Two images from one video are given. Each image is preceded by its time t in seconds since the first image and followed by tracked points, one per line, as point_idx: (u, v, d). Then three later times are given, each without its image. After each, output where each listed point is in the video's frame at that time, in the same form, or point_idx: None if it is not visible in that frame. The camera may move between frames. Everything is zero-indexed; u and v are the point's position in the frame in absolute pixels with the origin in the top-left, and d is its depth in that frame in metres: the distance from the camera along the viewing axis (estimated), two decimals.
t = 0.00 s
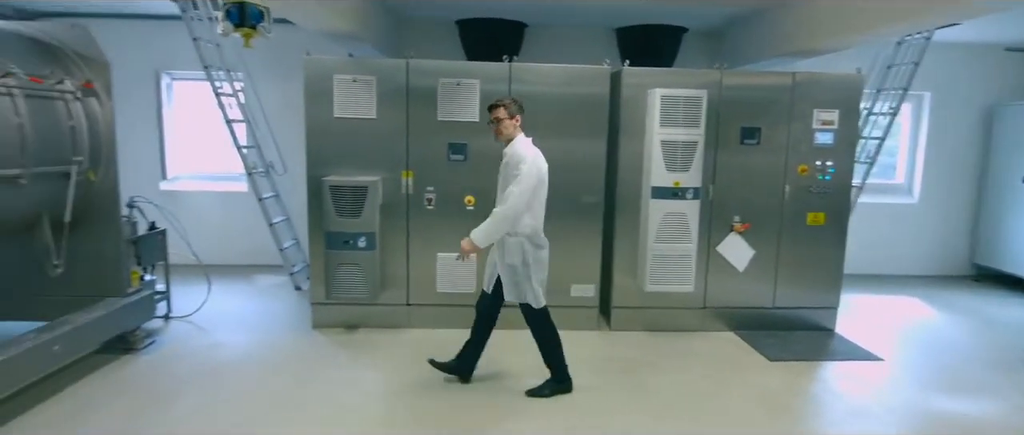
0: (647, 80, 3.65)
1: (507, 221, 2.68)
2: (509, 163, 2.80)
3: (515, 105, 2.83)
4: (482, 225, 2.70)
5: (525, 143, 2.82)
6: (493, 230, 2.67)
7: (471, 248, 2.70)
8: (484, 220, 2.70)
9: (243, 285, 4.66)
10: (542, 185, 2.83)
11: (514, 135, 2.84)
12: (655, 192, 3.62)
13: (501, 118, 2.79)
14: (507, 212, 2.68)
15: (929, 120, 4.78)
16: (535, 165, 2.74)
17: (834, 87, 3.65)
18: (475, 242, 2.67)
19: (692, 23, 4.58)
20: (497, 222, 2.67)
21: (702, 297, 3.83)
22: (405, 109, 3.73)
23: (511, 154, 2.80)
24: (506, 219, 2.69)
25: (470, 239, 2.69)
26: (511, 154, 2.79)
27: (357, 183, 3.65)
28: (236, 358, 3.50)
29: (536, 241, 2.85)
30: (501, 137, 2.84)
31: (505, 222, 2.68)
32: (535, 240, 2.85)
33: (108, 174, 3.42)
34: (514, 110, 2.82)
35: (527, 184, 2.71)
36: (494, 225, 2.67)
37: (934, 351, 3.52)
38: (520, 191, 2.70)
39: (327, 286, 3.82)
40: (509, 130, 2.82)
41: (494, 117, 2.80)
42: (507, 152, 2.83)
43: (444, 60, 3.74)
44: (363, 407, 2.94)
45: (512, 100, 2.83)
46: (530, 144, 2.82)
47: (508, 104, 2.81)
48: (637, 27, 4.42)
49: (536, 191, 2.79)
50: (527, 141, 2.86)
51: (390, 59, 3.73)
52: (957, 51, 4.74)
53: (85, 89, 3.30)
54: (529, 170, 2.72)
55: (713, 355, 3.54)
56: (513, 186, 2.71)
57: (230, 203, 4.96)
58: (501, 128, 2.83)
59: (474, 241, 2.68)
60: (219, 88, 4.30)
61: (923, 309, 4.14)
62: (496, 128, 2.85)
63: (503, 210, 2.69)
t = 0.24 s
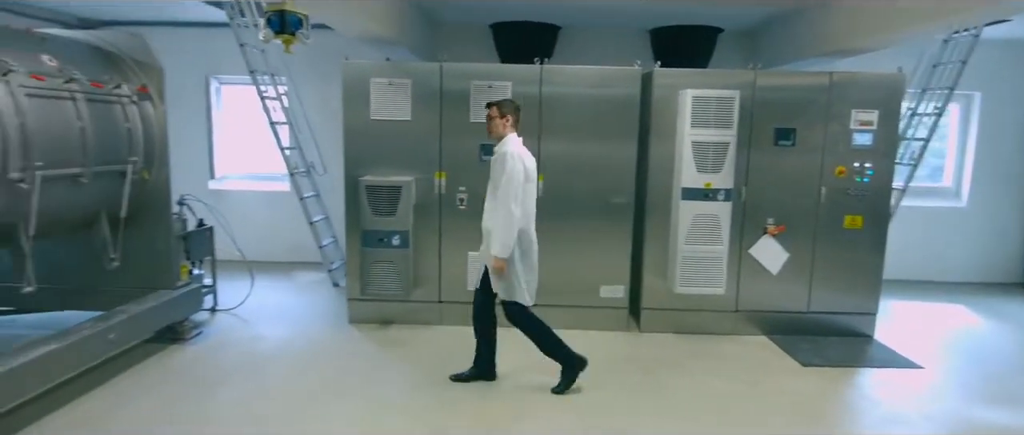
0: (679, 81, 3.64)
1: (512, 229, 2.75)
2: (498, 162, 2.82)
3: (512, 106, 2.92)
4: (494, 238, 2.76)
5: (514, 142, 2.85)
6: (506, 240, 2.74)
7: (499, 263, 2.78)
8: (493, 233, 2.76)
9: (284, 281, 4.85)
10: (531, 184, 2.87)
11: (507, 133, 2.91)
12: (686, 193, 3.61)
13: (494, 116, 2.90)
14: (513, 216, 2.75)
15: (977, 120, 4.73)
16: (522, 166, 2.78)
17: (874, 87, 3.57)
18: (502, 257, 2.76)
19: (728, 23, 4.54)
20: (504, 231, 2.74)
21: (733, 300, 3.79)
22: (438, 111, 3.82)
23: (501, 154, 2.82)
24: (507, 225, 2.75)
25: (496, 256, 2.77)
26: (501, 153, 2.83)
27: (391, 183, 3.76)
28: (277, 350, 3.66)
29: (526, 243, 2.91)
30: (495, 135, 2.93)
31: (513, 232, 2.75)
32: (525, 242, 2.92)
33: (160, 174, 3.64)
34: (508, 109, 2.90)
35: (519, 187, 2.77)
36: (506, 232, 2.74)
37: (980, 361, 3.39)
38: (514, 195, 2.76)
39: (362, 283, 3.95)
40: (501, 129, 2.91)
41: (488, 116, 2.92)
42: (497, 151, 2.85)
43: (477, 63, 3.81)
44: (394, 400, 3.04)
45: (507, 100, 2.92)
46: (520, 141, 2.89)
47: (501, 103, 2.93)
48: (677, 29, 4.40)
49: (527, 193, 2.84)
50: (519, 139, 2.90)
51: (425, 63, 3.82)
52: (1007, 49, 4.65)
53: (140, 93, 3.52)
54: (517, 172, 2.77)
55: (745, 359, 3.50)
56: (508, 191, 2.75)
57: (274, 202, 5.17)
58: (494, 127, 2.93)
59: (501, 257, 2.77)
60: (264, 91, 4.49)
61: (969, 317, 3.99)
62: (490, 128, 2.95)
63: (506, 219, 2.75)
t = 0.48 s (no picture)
0: (711, 81, 3.62)
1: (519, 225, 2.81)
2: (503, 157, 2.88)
3: (516, 105, 2.99)
4: (501, 234, 2.79)
5: (518, 138, 2.94)
6: (515, 235, 2.78)
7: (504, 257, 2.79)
8: (502, 228, 2.78)
9: (324, 277, 5.02)
10: (534, 181, 2.97)
11: (511, 131, 2.98)
12: (718, 194, 3.58)
13: (500, 113, 2.97)
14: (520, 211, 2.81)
15: None
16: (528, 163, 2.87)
17: (916, 86, 3.47)
18: (509, 252, 2.77)
19: (764, 22, 4.47)
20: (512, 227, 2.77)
21: (767, 303, 3.74)
22: (471, 113, 3.89)
23: (507, 149, 2.89)
24: (514, 221, 2.80)
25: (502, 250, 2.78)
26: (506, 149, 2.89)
27: (425, 182, 3.86)
28: (315, 343, 3.81)
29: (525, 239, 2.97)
30: (498, 132, 3.00)
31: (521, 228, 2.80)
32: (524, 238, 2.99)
33: (209, 173, 3.84)
34: (512, 107, 2.98)
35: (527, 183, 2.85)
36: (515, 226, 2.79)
37: None
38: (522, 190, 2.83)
39: (397, 280, 4.06)
40: (505, 126, 2.98)
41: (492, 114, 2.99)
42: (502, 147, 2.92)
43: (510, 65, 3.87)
44: (424, 393, 3.14)
45: (511, 99, 3.00)
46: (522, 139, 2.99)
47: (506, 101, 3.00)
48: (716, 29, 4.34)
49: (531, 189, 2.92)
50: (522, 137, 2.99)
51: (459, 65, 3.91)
52: None
53: (192, 97, 3.72)
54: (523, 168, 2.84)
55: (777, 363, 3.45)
56: (517, 186, 2.81)
57: (316, 201, 5.35)
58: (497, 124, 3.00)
59: (507, 251, 2.77)
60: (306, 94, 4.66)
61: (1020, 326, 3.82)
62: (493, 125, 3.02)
63: (514, 214, 2.80)
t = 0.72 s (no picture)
0: (744, 82, 3.58)
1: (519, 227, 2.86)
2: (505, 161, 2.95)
3: (516, 109, 3.03)
4: (501, 236, 2.85)
5: (520, 142, 2.99)
6: (513, 238, 2.83)
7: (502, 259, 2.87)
8: (502, 230, 2.84)
9: (360, 275, 5.16)
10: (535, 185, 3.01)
11: (512, 135, 3.03)
12: (749, 196, 3.54)
13: (501, 117, 3.01)
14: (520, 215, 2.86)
15: None
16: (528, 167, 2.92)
17: (959, 85, 3.37)
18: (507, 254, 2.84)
19: (800, 21, 4.39)
20: (511, 230, 2.82)
21: (800, 307, 3.67)
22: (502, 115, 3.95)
23: (509, 153, 2.95)
24: (514, 224, 2.85)
25: (501, 252, 2.86)
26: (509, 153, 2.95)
27: (456, 183, 3.94)
28: (349, 339, 3.92)
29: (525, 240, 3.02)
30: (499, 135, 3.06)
31: (521, 231, 2.86)
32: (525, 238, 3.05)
33: (251, 174, 4.01)
34: (512, 111, 3.02)
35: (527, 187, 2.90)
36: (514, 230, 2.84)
37: None
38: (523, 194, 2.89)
39: (429, 279, 4.16)
40: (505, 130, 3.03)
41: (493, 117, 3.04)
42: (504, 150, 2.98)
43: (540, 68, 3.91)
44: (452, 390, 3.20)
45: (511, 102, 3.04)
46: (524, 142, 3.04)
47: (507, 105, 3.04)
48: (750, 29, 4.27)
49: (532, 193, 2.97)
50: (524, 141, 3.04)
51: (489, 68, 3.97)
52: None
53: (235, 101, 3.89)
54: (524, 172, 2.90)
55: (810, 368, 3.38)
56: (518, 190, 2.87)
57: (352, 201, 5.50)
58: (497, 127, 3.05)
59: (505, 253, 2.85)
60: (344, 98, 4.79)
61: None
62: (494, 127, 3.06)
63: (515, 217, 2.86)
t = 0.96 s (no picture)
0: (775, 82, 3.53)
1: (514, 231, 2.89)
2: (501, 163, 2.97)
3: (510, 111, 3.09)
4: (496, 240, 2.88)
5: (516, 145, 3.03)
6: (508, 242, 2.86)
7: (498, 264, 2.90)
8: (497, 234, 2.87)
9: (392, 275, 5.28)
10: (529, 186, 3.04)
11: (508, 137, 3.08)
12: (780, 197, 3.51)
13: (498, 120, 3.05)
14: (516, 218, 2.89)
15: None
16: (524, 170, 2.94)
17: (1003, 83, 3.24)
18: (504, 258, 2.87)
19: (836, 19, 4.30)
20: (505, 233, 2.85)
21: (835, 312, 3.58)
22: (530, 117, 3.98)
23: (504, 155, 2.97)
24: (508, 227, 2.88)
25: (496, 256, 2.88)
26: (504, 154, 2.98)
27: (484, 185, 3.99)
28: (380, 338, 4.02)
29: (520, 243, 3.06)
30: (496, 138, 3.09)
31: (516, 235, 2.89)
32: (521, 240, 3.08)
33: (288, 176, 4.15)
34: (507, 114, 3.07)
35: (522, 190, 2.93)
36: (509, 234, 2.87)
37: None
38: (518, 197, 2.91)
39: (458, 279, 4.22)
40: (502, 132, 3.07)
41: (489, 120, 3.07)
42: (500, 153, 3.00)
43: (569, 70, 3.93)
44: (479, 389, 3.25)
45: (506, 105, 3.09)
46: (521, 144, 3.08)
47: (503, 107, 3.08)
48: (781, 28, 4.18)
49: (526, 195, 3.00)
50: (519, 143, 3.08)
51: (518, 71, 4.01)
52: None
53: (273, 106, 4.03)
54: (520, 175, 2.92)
55: (845, 374, 3.30)
56: (513, 194, 2.89)
57: (386, 203, 5.63)
58: (494, 130, 3.09)
59: (501, 258, 2.88)
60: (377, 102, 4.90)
61: None
62: (490, 130, 3.09)
63: (510, 220, 2.88)
